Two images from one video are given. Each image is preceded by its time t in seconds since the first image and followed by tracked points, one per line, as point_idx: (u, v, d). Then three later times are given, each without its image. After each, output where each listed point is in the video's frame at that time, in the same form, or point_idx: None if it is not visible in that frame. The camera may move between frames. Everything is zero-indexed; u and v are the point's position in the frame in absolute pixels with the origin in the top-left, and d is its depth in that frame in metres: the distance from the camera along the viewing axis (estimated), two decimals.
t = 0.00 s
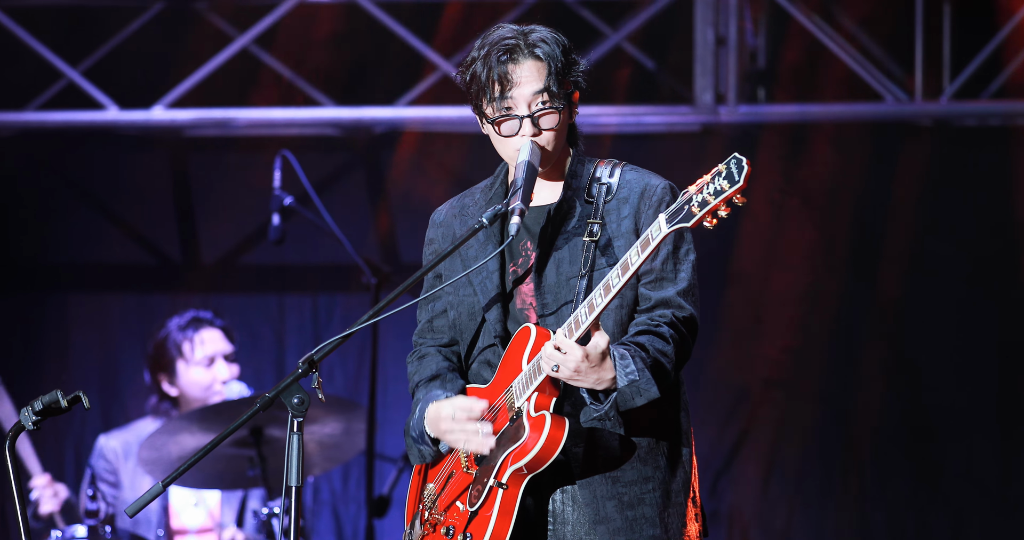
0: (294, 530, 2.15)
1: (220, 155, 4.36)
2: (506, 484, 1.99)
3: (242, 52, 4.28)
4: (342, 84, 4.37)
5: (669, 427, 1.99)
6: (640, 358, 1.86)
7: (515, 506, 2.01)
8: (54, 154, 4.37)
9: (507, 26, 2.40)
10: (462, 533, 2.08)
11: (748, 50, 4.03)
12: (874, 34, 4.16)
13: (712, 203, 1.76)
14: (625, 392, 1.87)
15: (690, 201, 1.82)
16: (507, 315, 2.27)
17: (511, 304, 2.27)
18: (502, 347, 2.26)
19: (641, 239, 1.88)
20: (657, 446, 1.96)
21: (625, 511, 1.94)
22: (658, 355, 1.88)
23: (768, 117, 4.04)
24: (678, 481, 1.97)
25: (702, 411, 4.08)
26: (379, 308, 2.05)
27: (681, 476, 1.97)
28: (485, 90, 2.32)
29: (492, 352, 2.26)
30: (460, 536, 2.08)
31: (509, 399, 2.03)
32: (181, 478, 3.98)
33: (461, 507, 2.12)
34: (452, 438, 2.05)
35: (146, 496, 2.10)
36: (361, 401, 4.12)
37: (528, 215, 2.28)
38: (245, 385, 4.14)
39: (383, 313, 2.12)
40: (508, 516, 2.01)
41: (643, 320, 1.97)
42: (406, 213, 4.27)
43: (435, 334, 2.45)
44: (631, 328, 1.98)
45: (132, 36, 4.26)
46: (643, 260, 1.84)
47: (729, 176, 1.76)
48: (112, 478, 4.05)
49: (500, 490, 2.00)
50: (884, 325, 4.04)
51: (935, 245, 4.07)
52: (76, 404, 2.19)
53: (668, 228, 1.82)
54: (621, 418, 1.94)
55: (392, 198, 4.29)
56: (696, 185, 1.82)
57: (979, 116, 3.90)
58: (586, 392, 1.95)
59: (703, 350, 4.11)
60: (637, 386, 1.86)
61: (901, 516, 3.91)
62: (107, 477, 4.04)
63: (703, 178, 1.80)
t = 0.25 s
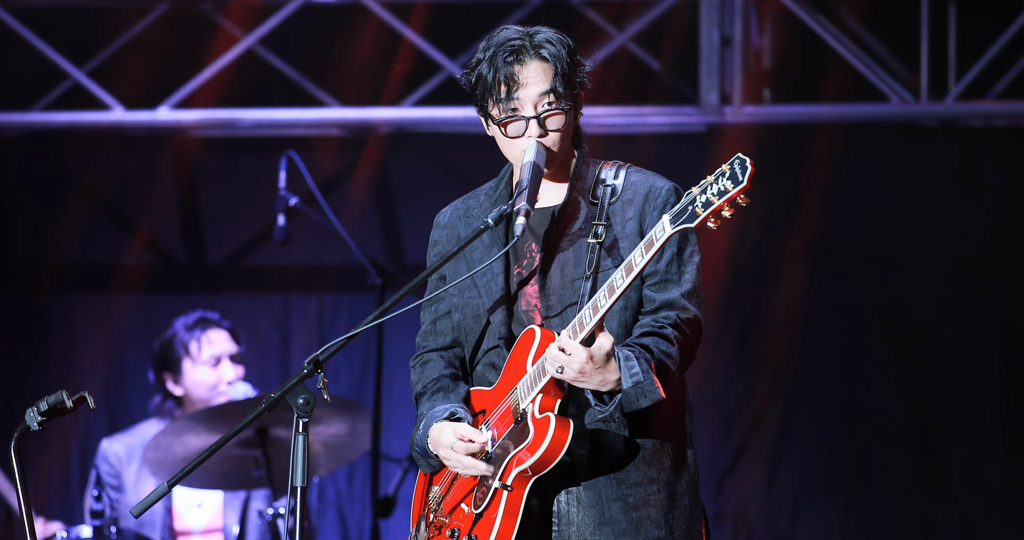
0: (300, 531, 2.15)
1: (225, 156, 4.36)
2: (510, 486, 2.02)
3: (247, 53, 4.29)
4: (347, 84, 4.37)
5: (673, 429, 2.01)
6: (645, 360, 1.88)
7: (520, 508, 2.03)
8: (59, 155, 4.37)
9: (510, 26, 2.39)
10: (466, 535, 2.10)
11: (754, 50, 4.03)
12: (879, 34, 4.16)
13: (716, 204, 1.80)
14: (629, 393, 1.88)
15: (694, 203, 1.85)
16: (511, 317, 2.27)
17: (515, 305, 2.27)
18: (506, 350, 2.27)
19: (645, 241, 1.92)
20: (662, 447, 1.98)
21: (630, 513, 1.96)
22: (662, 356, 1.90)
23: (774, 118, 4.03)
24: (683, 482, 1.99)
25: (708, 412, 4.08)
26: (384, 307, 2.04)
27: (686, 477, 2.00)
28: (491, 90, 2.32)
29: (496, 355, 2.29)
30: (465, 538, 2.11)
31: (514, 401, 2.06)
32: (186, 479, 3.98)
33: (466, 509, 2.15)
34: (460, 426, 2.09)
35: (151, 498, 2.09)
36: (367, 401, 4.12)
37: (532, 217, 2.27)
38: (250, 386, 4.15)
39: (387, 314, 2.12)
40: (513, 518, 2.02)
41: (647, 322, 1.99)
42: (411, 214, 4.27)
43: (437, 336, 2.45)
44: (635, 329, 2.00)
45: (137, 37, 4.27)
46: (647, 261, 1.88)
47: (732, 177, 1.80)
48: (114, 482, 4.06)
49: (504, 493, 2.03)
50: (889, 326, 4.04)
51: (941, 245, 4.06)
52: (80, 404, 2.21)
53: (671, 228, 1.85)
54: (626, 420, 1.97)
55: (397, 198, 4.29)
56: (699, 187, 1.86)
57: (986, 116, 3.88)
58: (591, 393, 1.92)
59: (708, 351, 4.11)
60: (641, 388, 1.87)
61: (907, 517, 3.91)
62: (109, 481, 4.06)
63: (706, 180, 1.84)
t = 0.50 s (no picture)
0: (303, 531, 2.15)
1: (228, 156, 4.36)
2: (514, 485, 2.01)
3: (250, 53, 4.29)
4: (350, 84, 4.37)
5: (676, 429, 2.01)
6: (647, 360, 1.89)
7: (523, 507, 2.01)
8: (62, 155, 4.36)
9: (515, 28, 2.41)
10: (470, 534, 2.10)
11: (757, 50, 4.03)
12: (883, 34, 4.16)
13: (720, 204, 1.79)
14: (632, 393, 1.89)
15: (698, 202, 1.84)
16: (514, 316, 2.28)
17: (517, 305, 2.28)
18: (508, 349, 2.29)
19: (649, 240, 1.92)
20: (665, 447, 1.99)
21: (633, 512, 1.96)
22: (666, 356, 1.90)
23: (777, 118, 4.03)
24: (686, 482, 2.00)
25: (712, 412, 4.08)
26: (387, 307, 2.06)
27: (688, 478, 2.00)
28: (495, 89, 2.33)
29: (499, 353, 2.30)
30: (468, 537, 2.10)
31: (518, 399, 2.07)
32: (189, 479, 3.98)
33: (468, 508, 2.14)
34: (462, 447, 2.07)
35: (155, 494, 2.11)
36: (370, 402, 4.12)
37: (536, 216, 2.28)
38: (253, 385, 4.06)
39: (391, 314, 2.14)
40: (516, 516, 2.01)
41: (651, 321, 1.99)
42: (414, 214, 4.27)
43: (441, 334, 2.44)
44: (639, 328, 2.00)
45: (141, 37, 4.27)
46: (651, 261, 1.88)
47: (737, 177, 1.78)
48: (117, 480, 4.05)
49: (508, 491, 2.02)
50: (892, 326, 4.04)
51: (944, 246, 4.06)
52: (84, 404, 2.22)
53: (676, 229, 1.85)
54: (629, 419, 1.97)
55: (400, 198, 4.29)
56: (703, 186, 1.84)
57: (990, 116, 3.87)
58: (595, 393, 1.94)
59: (712, 351, 4.11)
60: (644, 387, 1.88)
61: (910, 517, 3.91)
62: (113, 478, 4.04)
63: (710, 179, 1.82)
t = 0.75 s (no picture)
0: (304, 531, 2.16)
1: (230, 156, 4.36)
2: (516, 484, 2.01)
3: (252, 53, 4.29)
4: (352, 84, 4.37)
5: (681, 427, 2.00)
6: (650, 356, 1.88)
7: (527, 507, 2.03)
8: (63, 156, 4.36)
9: (521, 25, 2.40)
10: (473, 535, 2.10)
11: (759, 51, 4.03)
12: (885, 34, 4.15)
13: (720, 200, 1.82)
14: (635, 391, 1.88)
15: (697, 199, 1.85)
16: (515, 317, 2.29)
17: (518, 306, 2.29)
18: (511, 349, 2.28)
19: (650, 237, 1.91)
20: (670, 444, 1.98)
21: (640, 510, 1.96)
22: (668, 352, 1.89)
23: (779, 118, 4.01)
24: (693, 479, 1.98)
25: (714, 412, 4.07)
26: (390, 307, 2.05)
27: (695, 474, 1.98)
28: (501, 83, 2.31)
29: (501, 354, 2.29)
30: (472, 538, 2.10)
31: (520, 399, 2.06)
32: (191, 479, 3.98)
33: (472, 509, 2.14)
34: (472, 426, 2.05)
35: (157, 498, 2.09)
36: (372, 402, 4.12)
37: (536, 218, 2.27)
38: (255, 387, 4.05)
39: (393, 315, 2.15)
40: (520, 516, 2.03)
41: (653, 318, 1.98)
42: (416, 214, 4.27)
43: (446, 338, 2.45)
44: (641, 326, 1.99)
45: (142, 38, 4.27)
46: (652, 257, 1.87)
47: (737, 173, 1.82)
48: (120, 484, 4.05)
49: (511, 490, 2.03)
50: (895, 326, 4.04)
51: (946, 246, 4.06)
52: (85, 404, 2.23)
53: (677, 225, 1.85)
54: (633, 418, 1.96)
55: (402, 199, 4.29)
56: (702, 184, 1.86)
57: (993, 116, 3.85)
58: (598, 391, 1.97)
59: (714, 352, 4.10)
60: (647, 384, 1.87)
61: (913, 517, 3.91)
62: (115, 483, 4.04)
63: (709, 176, 1.85)
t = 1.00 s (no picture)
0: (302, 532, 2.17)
1: (230, 157, 4.35)
2: (513, 488, 2.00)
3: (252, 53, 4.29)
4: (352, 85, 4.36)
5: (681, 436, 2.01)
6: (649, 366, 1.88)
7: (522, 511, 2.01)
8: (63, 155, 4.35)
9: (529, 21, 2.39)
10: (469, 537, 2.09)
11: (760, 50, 4.02)
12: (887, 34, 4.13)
13: (721, 211, 1.83)
14: (633, 399, 1.88)
15: (700, 209, 1.86)
16: (516, 318, 2.28)
17: (521, 308, 2.28)
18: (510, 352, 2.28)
19: (651, 246, 1.90)
20: (669, 454, 1.99)
21: (634, 519, 1.98)
22: (668, 363, 1.90)
23: (780, 118, 4.00)
24: (688, 490, 2.01)
25: (714, 413, 4.07)
26: (388, 309, 2.09)
27: (691, 486, 2.01)
28: (501, 81, 2.31)
29: (500, 356, 2.29)
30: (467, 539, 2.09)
31: (519, 402, 2.04)
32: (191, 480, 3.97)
33: (469, 511, 2.13)
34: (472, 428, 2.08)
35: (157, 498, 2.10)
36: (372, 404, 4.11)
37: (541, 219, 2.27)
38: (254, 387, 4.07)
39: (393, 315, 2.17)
40: (515, 519, 2.01)
41: (654, 328, 1.98)
42: (416, 215, 4.26)
43: (450, 336, 2.44)
44: (642, 335, 1.99)
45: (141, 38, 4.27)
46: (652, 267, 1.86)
47: (739, 185, 1.83)
48: (119, 483, 4.04)
49: (508, 494, 2.01)
50: (896, 327, 4.03)
51: (948, 246, 4.05)
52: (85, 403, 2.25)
53: (679, 234, 1.83)
54: (632, 426, 1.98)
55: (402, 200, 4.28)
56: (705, 194, 1.88)
57: (995, 117, 3.84)
58: (597, 398, 1.99)
59: (715, 352, 4.09)
60: (645, 393, 1.87)
61: (913, 518, 3.90)
62: (114, 482, 4.03)
63: (713, 187, 1.86)
